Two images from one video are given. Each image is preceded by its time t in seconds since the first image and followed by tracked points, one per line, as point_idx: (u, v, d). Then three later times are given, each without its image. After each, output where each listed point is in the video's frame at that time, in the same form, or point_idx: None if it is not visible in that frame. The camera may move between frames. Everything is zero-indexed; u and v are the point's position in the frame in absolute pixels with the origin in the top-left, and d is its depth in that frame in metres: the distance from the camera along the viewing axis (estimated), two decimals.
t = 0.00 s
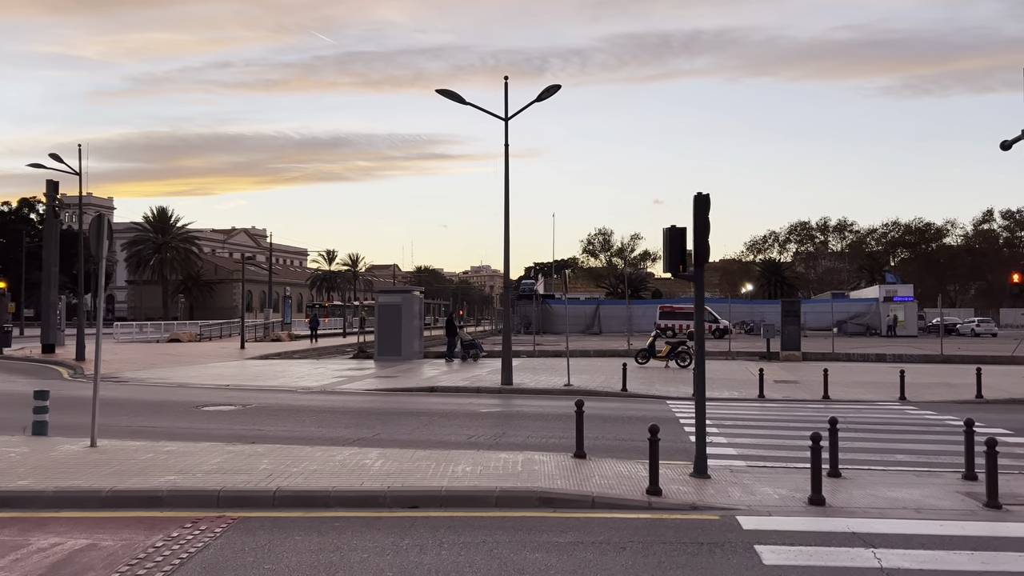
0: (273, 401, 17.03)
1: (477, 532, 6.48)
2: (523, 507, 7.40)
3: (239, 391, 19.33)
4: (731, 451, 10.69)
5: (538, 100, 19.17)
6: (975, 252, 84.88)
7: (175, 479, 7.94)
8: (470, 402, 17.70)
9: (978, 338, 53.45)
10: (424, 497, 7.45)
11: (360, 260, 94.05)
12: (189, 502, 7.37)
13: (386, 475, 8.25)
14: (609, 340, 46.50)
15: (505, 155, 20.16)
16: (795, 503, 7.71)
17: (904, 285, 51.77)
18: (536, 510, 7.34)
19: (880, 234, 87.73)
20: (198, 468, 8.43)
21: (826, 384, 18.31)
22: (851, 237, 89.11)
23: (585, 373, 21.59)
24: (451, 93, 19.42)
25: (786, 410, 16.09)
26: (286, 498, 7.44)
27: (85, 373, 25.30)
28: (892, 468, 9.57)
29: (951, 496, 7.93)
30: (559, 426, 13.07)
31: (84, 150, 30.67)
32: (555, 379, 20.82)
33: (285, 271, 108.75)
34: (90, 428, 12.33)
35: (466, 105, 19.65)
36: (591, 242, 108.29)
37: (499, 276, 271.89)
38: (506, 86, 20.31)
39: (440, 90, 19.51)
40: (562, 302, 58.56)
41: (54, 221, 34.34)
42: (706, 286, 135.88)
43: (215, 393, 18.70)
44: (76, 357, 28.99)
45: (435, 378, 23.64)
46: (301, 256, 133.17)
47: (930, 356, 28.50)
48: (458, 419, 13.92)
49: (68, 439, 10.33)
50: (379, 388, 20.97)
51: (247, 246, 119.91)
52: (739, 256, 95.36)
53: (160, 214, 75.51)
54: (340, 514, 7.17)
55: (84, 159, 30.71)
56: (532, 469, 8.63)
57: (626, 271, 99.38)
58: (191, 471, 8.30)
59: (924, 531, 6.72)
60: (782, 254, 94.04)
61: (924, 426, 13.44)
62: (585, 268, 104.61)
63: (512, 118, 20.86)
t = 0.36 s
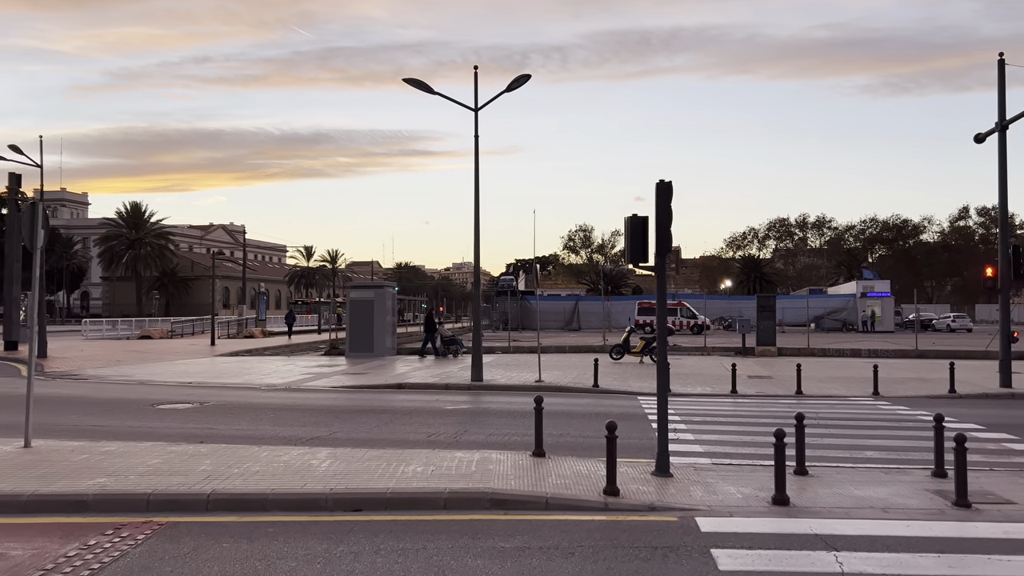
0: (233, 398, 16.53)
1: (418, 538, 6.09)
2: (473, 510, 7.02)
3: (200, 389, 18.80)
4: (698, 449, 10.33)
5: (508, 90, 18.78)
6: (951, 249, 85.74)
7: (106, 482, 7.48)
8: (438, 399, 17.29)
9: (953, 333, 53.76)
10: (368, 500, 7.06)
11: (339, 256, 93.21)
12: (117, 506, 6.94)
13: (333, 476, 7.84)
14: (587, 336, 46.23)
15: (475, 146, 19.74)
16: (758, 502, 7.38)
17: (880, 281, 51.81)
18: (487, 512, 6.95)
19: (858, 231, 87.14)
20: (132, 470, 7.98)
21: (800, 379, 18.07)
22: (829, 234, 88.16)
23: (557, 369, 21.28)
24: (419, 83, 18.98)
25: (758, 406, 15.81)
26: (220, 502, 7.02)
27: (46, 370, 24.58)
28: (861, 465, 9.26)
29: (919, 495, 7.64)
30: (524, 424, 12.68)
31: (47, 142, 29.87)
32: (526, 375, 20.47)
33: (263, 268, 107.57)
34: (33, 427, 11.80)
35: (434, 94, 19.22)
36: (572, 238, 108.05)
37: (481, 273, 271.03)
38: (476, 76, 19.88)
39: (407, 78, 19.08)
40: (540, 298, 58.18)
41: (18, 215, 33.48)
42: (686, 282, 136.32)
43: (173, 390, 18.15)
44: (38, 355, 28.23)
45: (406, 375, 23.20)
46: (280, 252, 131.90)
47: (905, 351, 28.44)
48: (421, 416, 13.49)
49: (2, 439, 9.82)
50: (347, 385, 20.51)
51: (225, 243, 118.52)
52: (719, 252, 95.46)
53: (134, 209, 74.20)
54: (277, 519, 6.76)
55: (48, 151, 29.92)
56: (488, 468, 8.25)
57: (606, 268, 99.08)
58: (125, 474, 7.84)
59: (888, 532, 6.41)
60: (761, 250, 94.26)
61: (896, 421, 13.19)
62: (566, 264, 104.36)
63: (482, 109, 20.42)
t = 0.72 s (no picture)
0: (187, 398, 15.91)
1: (346, 550, 5.61)
2: (415, 517, 6.54)
3: (156, 387, 18.14)
4: (662, 448, 9.89)
5: (475, 79, 18.27)
6: (927, 246, 86.56)
7: (20, 489, 6.93)
8: (402, 397, 16.75)
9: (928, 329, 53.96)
10: (303, 506, 6.57)
11: (316, 252, 92.19)
12: (28, 516, 6.41)
13: (268, 480, 7.32)
14: (563, 333, 45.84)
15: (440, 136, 19.22)
16: (719, 506, 6.96)
17: (857, 277, 51.78)
18: (430, 519, 6.48)
19: (836, 228, 87.53)
20: (52, 476, 7.42)
21: (772, 375, 17.73)
22: (808, 231, 88.20)
23: (528, 366, 20.83)
24: (382, 71, 18.46)
25: (729, 403, 15.42)
26: (141, 509, 6.49)
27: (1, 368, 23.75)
28: (829, 466, 8.85)
29: (889, 497, 7.25)
30: (485, 423, 12.18)
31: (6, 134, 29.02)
32: (495, 373, 20.01)
33: (239, 265, 106.26)
34: None
35: (399, 83, 18.69)
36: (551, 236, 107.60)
37: (462, 271, 270.10)
38: (444, 65, 19.36)
39: (371, 66, 18.54)
40: (518, 295, 57.68)
41: None
42: (665, 279, 136.37)
43: (127, 389, 17.47)
44: None
45: (373, 373, 22.62)
46: (258, 249, 130.47)
47: (880, 347, 28.27)
48: (380, 415, 12.96)
49: None
50: (310, 383, 19.94)
51: (201, 239, 116.85)
52: (698, 249, 95.34)
53: (105, 204, 72.85)
54: (201, 527, 6.25)
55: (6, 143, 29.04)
56: (436, 470, 7.77)
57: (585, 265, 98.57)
58: (42, 480, 7.28)
59: (854, 538, 6.00)
60: (740, 247, 94.13)
61: (867, 419, 12.84)
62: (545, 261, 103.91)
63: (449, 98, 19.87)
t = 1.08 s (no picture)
0: (147, 398, 15.35)
1: (280, 568, 5.14)
2: (361, 529, 6.08)
3: (118, 388, 17.55)
4: (633, 451, 9.48)
5: (448, 70, 17.82)
6: (908, 245, 86.90)
7: None
8: (373, 398, 16.25)
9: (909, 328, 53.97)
10: (239, 518, 6.09)
11: (297, 251, 91.44)
12: None
13: (206, 489, 6.83)
14: (544, 332, 45.45)
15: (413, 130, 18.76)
16: (687, 515, 6.55)
17: (838, 276, 51.68)
18: (376, 532, 6.02)
19: (818, 228, 87.79)
20: None
21: (751, 374, 17.38)
22: (790, 230, 88.38)
23: (503, 366, 20.39)
24: (352, 61, 17.98)
25: (705, 403, 15.04)
26: (64, 522, 6.00)
27: None
28: (805, 469, 8.48)
29: (866, 504, 6.87)
30: (453, 425, 11.72)
31: None
32: (469, 372, 19.55)
33: (219, 263, 105.21)
34: None
35: (369, 74, 18.18)
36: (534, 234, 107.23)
37: (446, 270, 268.87)
38: (417, 56, 18.86)
39: (341, 57, 18.02)
40: (499, 293, 57.24)
41: None
42: (648, 279, 136.25)
43: (86, 390, 16.85)
44: None
45: (345, 372, 22.09)
46: (239, 247, 129.16)
47: (861, 346, 28.04)
48: (346, 417, 12.45)
49: None
50: (279, 383, 19.39)
51: (181, 237, 115.42)
52: (681, 248, 95.17)
53: (81, 200, 71.74)
54: (125, 543, 5.76)
55: None
56: (390, 477, 7.30)
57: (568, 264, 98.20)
58: None
59: (829, 550, 5.60)
60: (723, 246, 94.11)
61: (847, 419, 12.48)
62: (528, 260, 103.55)
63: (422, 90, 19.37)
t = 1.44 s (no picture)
0: (122, 404, 14.95)
1: None
2: (329, 548, 5.77)
3: (94, 392, 17.14)
4: (618, 461, 9.18)
5: (432, 69, 17.50)
6: (895, 247, 87.16)
7: None
8: (354, 403, 15.92)
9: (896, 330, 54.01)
10: (201, 535, 5.76)
11: (284, 252, 90.89)
12: None
13: (169, 504, 6.49)
14: (531, 334, 45.19)
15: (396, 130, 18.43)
16: (673, 530, 6.27)
17: (826, 278, 51.61)
18: (345, 550, 5.71)
19: (806, 230, 88.25)
20: None
21: (739, 379, 17.12)
22: (778, 232, 88.64)
23: (489, 370, 20.06)
24: (334, 59, 17.64)
25: (693, 408, 14.78)
26: (13, 541, 5.67)
27: None
28: (795, 480, 8.21)
29: (858, 517, 6.61)
30: (434, 432, 11.40)
31: None
32: (453, 376, 19.21)
33: (205, 264, 104.40)
34: None
35: (352, 72, 17.85)
36: (523, 236, 106.98)
37: (435, 271, 268.34)
38: (401, 55, 18.56)
39: (323, 54, 17.69)
40: (487, 295, 56.95)
41: None
42: (637, 280, 136.19)
43: (60, 395, 16.42)
44: None
45: (328, 376, 21.73)
46: (226, 248, 128.35)
47: (850, 349, 27.87)
48: (324, 424, 12.11)
49: None
50: (260, 387, 19.02)
51: (166, 238, 114.54)
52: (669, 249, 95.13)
53: (64, 201, 70.97)
54: (77, 563, 5.43)
55: None
56: (363, 490, 6.99)
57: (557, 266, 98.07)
58: None
59: (819, 570, 5.34)
60: (712, 248, 94.17)
61: (836, 425, 12.23)
62: (517, 262, 103.31)
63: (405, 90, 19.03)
